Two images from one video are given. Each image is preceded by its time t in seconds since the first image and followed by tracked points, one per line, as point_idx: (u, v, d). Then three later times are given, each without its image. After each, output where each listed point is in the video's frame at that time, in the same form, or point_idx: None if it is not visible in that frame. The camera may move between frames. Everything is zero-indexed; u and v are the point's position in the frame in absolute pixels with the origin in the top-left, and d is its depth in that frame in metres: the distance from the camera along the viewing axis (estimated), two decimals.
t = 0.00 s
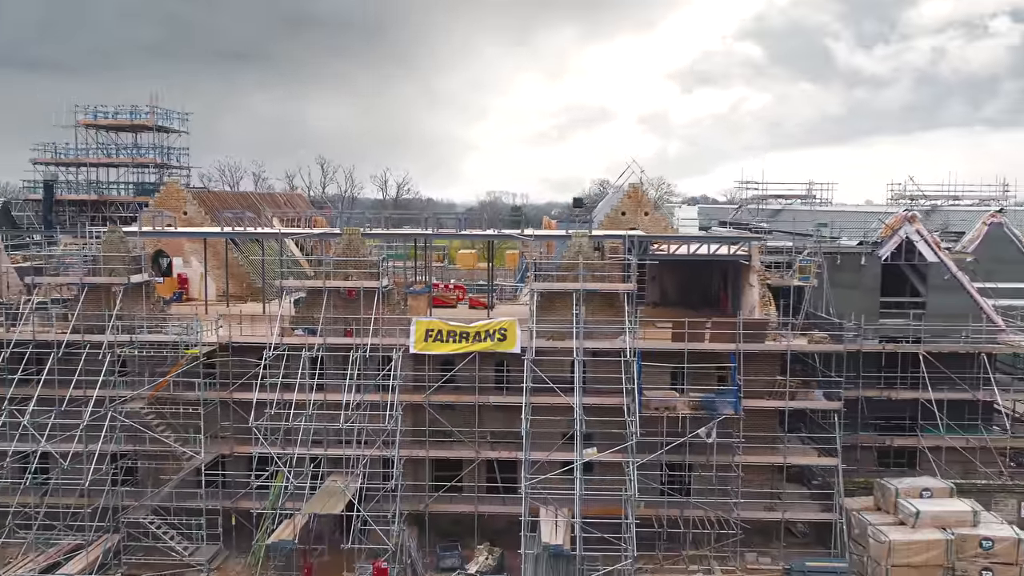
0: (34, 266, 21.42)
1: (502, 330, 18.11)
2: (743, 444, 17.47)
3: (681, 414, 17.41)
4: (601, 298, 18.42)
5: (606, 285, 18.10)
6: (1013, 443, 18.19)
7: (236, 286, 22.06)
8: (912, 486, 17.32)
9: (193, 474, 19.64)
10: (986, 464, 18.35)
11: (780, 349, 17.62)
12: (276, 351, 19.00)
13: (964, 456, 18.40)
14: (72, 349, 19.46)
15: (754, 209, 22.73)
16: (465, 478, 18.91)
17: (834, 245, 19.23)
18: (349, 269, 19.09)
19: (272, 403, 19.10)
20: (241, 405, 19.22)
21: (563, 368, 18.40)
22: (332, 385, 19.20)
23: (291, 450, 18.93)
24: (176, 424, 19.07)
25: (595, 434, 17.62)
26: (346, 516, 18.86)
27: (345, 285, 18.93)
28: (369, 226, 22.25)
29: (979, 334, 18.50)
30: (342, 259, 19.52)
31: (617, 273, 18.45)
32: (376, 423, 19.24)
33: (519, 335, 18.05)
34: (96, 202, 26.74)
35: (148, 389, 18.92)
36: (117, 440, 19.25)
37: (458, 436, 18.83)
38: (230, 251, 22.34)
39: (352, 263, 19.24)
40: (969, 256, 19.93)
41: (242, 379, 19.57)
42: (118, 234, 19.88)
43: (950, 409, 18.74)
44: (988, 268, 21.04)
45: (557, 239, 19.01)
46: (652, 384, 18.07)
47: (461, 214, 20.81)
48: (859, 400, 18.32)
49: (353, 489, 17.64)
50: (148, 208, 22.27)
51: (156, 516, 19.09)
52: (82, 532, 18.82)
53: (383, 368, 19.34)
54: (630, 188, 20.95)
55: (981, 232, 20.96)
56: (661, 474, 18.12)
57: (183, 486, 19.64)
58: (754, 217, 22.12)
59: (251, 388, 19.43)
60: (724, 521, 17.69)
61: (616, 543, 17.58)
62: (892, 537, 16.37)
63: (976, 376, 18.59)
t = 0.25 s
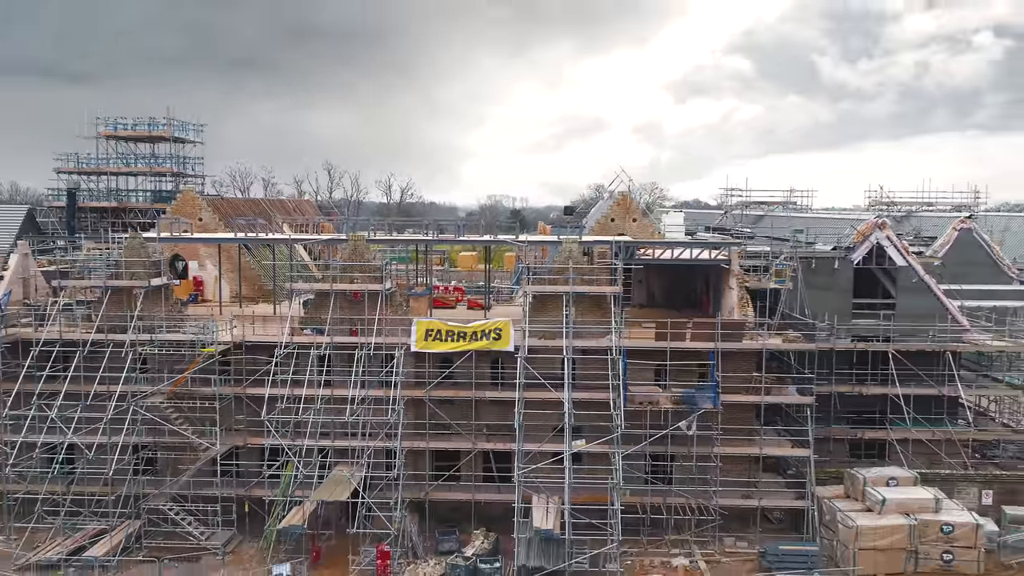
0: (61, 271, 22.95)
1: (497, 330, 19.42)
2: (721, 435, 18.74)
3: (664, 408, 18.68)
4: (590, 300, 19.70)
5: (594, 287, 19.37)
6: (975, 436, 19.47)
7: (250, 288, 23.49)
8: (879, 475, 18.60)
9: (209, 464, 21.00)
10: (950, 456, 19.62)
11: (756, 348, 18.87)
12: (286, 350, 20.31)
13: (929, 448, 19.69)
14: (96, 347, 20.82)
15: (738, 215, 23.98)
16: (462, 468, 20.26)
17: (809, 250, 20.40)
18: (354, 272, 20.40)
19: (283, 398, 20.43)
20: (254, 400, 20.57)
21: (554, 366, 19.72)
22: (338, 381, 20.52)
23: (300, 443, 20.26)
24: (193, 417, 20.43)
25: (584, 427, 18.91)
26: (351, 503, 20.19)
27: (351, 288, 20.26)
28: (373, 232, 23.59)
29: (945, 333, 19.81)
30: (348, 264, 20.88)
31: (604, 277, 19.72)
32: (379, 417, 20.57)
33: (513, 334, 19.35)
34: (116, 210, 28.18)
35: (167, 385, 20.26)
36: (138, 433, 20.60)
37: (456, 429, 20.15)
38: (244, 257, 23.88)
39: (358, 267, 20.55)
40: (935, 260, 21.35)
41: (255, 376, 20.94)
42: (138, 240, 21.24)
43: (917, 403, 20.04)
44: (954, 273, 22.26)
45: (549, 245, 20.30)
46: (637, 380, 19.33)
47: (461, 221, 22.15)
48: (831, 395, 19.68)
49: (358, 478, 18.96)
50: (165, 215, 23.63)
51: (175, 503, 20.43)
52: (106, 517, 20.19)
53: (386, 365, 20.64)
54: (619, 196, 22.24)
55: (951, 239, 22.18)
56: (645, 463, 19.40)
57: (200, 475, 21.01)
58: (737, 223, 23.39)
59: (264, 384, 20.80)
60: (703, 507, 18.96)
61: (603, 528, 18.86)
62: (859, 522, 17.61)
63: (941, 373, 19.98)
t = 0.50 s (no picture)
0: (84, 275, 24.47)
1: (493, 330, 20.78)
2: (702, 428, 20.06)
3: (647, 402, 20.01)
4: (579, 301, 21.08)
5: (582, 290, 20.72)
6: (941, 429, 20.68)
7: (262, 290, 25.03)
8: (849, 465, 19.91)
9: (224, 455, 22.42)
10: (917, 447, 20.86)
11: (734, 346, 20.19)
12: (295, 348, 21.71)
13: (898, 440, 21.02)
14: (117, 346, 22.23)
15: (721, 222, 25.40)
16: (460, 459, 21.63)
17: (786, 255, 21.68)
18: (359, 276, 21.81)
19: (292, 394, 21.81)
20: (266, 396, 21.98)
21: (545, 363, 21.09)
22: (344, 377, 21.92)
23: (308, 435, 21.64)
24: (208, 411, 21.85)
25: (573, 420, 20.25)
26: (356, 492, 21.57)
27: (356, 290, 21.66)
28: (377, 237, 25.00)
29: (913, 333, 21.12)
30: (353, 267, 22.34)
31: (593, 280, 21.07)
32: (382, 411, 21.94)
33: (507, 333, 20.70)
34: (133, 216, 29.67)
35: (185, 381, 21.67)
36: (157, 426, 21.97)
37: (454, 422, 21.54)
38: (256, 261, 25.41)
39: (362, 270, 21.95)
40: (905, 263, 22.70)
41: (267, 373, 22.36)
42: (157, 245, 22.68)
43: (887, 399, 21.38)
44: (925, 276, 23.53)
45: (541, 250, 21.67)
46: (624, 376, 20.67)
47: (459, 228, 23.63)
48: (806, 391, 21.05)
49: (363, 467, 20.33)
50: (181, 221, 25.11)
51: (192, 492, 21.82)
52: (127, 505, 21.63)
53: (389, 363, 22.02)
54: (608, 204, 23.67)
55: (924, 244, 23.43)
56: (631, 455, 20.64)
57: (215, 465, 22.43)
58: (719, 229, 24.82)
59: (274, 380, 22.22)
60: (686, 496, 20.21)
61: (591, 515, 20.17)
62: (829, 509, 18.87)
63: (910, 369, 21.22)
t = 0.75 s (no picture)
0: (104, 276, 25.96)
1: (488, 330, 22.20)
2: (683, 422, 21.45)
3: (633, 398, 21.40)
4: (570, 303, 22.52)
5: (572, 292, 22.13)
6: (910, 423, 22.23)
7: (273, 292, 26.58)
8: (821, 456, 21.32)
9: (236, 447, 23.90)
10: (888, 440, 22.48)
11: (714, 345, 21.58)
12: (304, 347, 23.19)
13: (869, 433, 22.46)
14: (137, 345, 23.72)
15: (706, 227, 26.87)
16: (458, 451, 23.14)
17: (764, 259, 23.04)
18: (363, 279, 23.28)
19: (301, 389, 23.25)
20: (276, 391, 23.45)
21: (538, 361, 22.52)
22: (349, 374, 23.38)
23: (316, 428, 23.09)
24: (222, 405, 23.33)
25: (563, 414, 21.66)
26: (360, 482, 23.01)
27: (360, 293, 23.12)
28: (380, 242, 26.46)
29: (883, 333, 22.47)
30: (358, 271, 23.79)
31: (582, 283, 22.48)
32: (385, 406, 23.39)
33: (502, 333, 22.11)
34: (149, 221, 31.19)
35: (201, 377, 23.14)
36: (174, 419, 23.40)
37: (452, 416, 23.03)
38: (266, 264, 26.97)
39: (366, 274, 23.42)
40: (877, 267, 24.16)
41: (277, 370, 23.84)
42: (174, 251, 24.19)
43: (859, 394, 22.84)
44: (899, 278, 25.13)
45: (534, 254, 23.10)
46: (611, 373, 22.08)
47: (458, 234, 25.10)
48: (783, 387, 22.39)
49: (367, 458, 21.69)
50: (196, 227, 26.63)
51: (207, 481, 23.27)
52: (147, 493, 23.11)
53: (391, 360, 23.46)
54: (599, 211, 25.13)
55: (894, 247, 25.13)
56: (617, 447, 21.93)
57: (229, 456, 23.90)
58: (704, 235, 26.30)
59: (284, 377, 23.69)
60: (668, 485, 21.55)
61: (580, 502, 21.53)
62: (801, 497, 20.16)
63: (880, 367, 22.58)
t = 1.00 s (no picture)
0: (123, 277, 27.71)
1: (485, 330, 23.64)
2: (667, 416, 22.87)
3: (620, 393, 22.84)
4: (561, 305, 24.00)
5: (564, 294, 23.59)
6: (881, 417, 23.62)
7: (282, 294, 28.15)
8: (796, 448, 22.78)
9: (249, 439, 25.39)
10: (861, 434, 23.99)
11: (696, 344, 23.01)
12: (312, 346, 24.70)
13: (843, 427, 23.95)
14: (156, 344, 25.23)
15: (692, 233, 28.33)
16: (457, 444, 24.69)
17: (745, 263, 24.48)
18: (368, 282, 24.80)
19: (309, 386, 24.73)
20: (286, 387, 24.94)
21: (531, 359, 23.98)
22: (354, 371, 24.89)
23: (323, 422, 24.56)
24: (235, 401, 24.82)
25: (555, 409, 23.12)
26: (365, 472, 24.50)
27: (365, 295, 24.64)
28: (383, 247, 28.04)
29: (856, 333, 23.91)
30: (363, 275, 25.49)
31: (573, 286, 23.94)
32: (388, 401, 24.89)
33: (498, 333, 23.55)
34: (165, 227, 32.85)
35: (215, 374, 24.64)
36: (190, 414, 24.86)
37: (451, 411, 24.53)
38: (276, 267, 28.63)
39: (371, 277, 24.94)
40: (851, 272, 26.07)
41: (286, 367, 25.36)
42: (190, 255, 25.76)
43: (834, 391, 24.28)
44: (875, 281, 26.90)
45: (528, 259, 24.60)
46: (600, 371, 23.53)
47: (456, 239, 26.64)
48: (762, 384, 23.90)
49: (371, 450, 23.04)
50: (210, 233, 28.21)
51: (221, 472, 24.71)
52: (165, 482, 24.59)
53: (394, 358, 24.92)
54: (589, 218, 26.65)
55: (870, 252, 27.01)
56: (605, 439, 23.52)
57: (241, 448, 25.39)
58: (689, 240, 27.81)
59: (293, 374, 25.22)
60: (653, 476, 23.01)
61: (570, 492, 22.94)
62: (777, 486, 21.57)
63: (853, 365, 24.01)
